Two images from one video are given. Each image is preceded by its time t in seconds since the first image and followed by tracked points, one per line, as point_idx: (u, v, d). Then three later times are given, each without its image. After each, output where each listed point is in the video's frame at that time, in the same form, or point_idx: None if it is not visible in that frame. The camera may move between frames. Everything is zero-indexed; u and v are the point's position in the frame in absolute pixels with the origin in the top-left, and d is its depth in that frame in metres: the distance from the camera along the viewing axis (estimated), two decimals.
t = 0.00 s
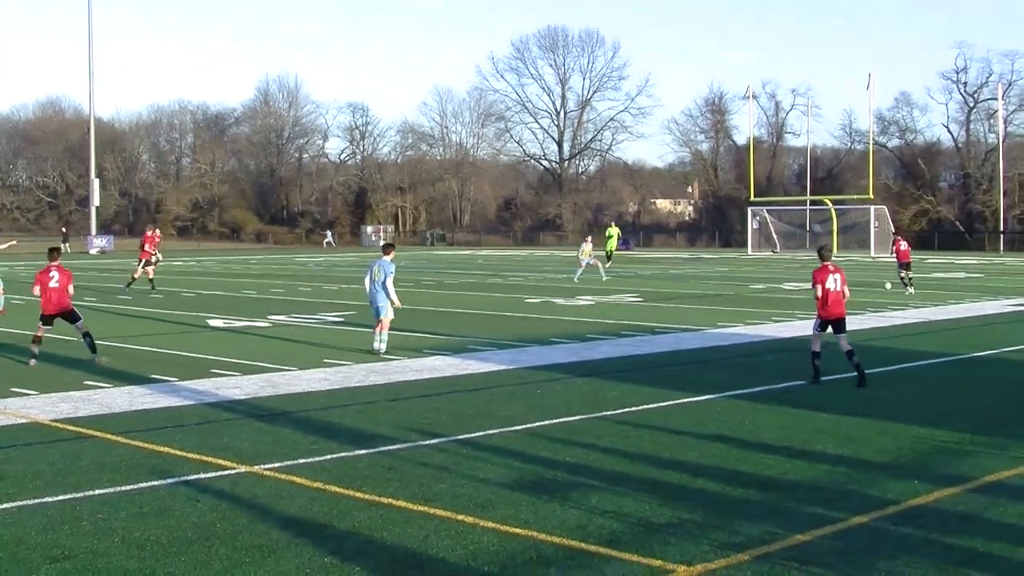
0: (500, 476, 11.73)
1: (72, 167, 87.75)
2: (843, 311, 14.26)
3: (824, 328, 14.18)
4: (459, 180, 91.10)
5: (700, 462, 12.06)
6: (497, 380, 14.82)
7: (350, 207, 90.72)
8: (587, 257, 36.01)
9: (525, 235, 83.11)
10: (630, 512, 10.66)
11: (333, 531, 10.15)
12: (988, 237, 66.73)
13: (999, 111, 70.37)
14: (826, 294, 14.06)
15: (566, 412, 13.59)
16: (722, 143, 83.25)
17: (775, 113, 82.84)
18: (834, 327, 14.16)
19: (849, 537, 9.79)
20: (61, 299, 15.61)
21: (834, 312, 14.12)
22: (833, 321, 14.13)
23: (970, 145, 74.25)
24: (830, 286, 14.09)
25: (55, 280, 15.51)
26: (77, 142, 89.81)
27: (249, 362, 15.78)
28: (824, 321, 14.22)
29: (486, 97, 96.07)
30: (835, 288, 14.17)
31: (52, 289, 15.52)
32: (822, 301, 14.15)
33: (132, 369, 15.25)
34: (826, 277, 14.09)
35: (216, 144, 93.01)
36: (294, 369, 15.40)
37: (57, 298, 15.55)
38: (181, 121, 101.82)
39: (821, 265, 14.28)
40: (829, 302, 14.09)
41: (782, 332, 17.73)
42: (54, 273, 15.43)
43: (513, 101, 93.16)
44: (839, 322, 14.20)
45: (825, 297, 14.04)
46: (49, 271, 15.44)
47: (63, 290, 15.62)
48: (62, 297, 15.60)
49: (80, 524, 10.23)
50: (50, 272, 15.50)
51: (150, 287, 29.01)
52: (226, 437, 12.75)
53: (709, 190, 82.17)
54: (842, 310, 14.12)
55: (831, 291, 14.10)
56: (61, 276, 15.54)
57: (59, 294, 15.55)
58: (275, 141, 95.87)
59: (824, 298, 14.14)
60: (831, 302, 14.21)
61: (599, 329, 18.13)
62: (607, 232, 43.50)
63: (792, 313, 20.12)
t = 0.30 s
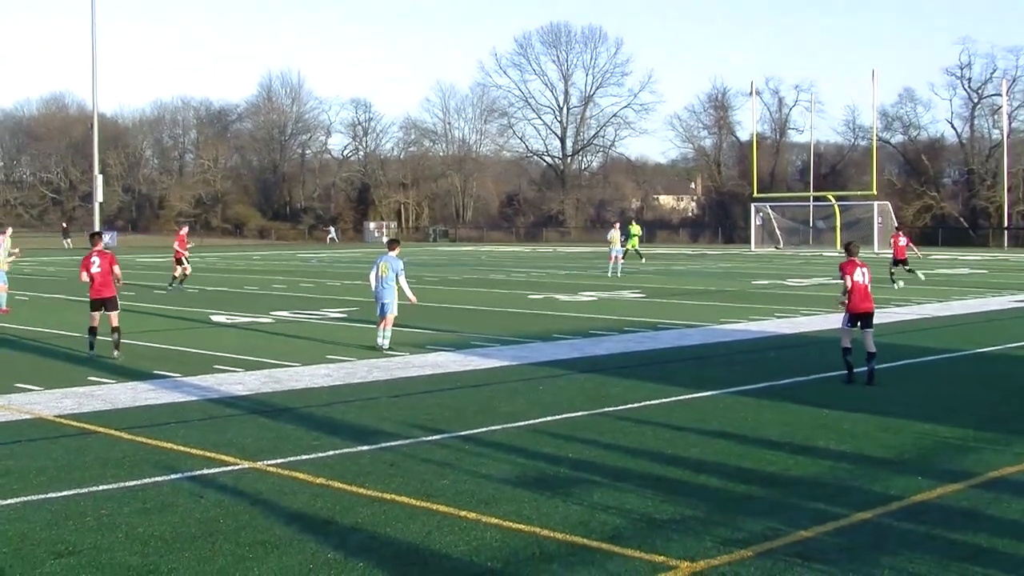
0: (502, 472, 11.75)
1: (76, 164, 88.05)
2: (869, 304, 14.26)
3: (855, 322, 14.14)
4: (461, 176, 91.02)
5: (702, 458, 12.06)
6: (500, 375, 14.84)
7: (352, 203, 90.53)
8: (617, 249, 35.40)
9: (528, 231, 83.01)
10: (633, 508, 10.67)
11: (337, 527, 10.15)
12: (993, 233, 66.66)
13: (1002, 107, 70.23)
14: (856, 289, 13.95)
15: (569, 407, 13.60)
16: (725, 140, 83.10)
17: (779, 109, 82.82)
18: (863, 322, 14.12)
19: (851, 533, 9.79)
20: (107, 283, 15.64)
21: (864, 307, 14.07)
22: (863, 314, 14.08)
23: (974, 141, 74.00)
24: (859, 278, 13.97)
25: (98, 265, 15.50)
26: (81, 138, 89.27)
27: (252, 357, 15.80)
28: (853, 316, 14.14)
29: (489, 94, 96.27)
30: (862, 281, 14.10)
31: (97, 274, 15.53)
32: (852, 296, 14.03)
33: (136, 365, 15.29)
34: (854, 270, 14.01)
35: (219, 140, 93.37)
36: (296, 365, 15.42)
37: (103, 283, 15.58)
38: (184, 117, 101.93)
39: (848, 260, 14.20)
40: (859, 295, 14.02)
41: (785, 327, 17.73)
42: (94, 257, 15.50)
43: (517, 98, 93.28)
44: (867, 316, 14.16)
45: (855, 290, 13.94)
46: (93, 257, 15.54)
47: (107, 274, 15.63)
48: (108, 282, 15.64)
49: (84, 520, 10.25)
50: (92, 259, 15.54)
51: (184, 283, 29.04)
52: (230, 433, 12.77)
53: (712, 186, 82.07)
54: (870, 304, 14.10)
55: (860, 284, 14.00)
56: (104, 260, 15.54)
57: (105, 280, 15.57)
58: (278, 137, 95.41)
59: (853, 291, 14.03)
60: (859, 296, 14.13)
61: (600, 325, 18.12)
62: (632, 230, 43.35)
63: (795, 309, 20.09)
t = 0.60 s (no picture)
0: (501, 468, 11.90)
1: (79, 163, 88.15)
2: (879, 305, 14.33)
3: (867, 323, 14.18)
4: (460, 175, 91.32)
5: (699, 454, 12.21)
6: (499, 372, 14.99)
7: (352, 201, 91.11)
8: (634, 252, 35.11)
9: (526, 230, 83.35)
10: (630, 503, 10.81)
11: (338, 522, 10.30)
12: (985, 231, 66.98)
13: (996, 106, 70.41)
14: (858, 288, 14.15)
15: (567, 404, 13.74)
16: (722, 138, 83.38)
17: (774, 109, 83.25)
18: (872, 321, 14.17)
19: (844, 528, 9.95)
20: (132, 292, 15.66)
21: (872, 306, 14.16)
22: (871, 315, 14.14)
23: (967, 141, 74.54)
24: (862, 279, 14.19)
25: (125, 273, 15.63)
26: (83, 137, 89.81)
27: (253, 355, 15.93)
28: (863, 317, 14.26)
29: (487, 94, 96.54)
30: (868, 283, 14.26)
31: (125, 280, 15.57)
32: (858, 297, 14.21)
33: (138, 361, 15.43)
34: (857, 272, 14.23)
35: (221, 139, 93.64)
36: (296, 362, 15.54)
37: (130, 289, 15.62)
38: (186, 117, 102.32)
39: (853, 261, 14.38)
40: (865, 295, 14.16)
41: (781, 326, 17.87)
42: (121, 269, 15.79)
43: (515, 98, 93.47)
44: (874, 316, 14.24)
45: (857, 291, 14.14)
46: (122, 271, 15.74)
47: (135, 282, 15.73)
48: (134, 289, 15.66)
49: (87, 515, 10.40)
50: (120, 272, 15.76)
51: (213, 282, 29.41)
52: (231, 430, 12.91)
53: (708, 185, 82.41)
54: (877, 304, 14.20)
55: (864, 284, 14.18)
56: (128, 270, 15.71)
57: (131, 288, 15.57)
58: (279, 136, 96.14)
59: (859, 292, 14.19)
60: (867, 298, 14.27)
61: (598, 323, 18.25)
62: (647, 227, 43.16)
63: (790, 307, 20.24)
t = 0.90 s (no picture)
0: (523, 466, 12.14)
1: (111, 166, 89.20)
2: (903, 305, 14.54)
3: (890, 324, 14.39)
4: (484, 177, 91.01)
5: (718, 452, 12.43)
6: (521, 371, 15.24)
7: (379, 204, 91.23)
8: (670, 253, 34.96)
9: (549, 231, 83.87)
10: (651, 500, 11.05)
11: (365, 518, 10.55)
12: (1000, 233, 67.10)
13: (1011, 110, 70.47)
14: (883, 290, 14.34)
15: (588, 403, 13.97)
16: (741, 142, 83.86)
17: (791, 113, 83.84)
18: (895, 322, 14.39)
19: (861, 525, 10.15)
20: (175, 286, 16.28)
21: (895, 307, 14.37)
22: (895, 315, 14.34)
23: (981, 144, 74.66)
24: (887, 280, 14.37)
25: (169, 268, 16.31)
26: (117, 142, 90.15)
27: (281, 353, 16.22)
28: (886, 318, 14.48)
29: (509, 98, 97.18)
30: (892, 283, 14.45)
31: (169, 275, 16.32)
32: (881, 298, 14.40)
33: (168, 360, 15.72)
34: (882, 273, 14.41)
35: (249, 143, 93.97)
36: (324, 361, 15.81)
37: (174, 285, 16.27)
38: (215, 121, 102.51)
39: (877, 261, 14.57)
40: (889, 296, 14.36)
41: (799, 325, 18.08)
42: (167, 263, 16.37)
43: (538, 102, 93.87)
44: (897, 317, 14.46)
45: (881, 293, 14.34)
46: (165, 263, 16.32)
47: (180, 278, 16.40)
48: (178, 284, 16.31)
49: (120, 510, 10.67)
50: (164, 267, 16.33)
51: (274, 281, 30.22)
52: (259, 428, 13.17)
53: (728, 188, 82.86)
54: (901, 305, 14.39)
55: (888, 286, 14.37)
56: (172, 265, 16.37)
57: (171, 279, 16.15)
58: (307, 140, 96.67)
59: (882, 293, 14.39)
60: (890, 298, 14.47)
61: (619, 323, 18.48)
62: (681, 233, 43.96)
63: (808, 307, 20.42)
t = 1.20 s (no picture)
0: (571, 464, 12.38)
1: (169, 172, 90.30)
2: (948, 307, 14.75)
3: (934, 326, 14.64)
4: (532, 182, 92.16)
5: (762, 453, 12.63)
6: (568, 372, 15.49)
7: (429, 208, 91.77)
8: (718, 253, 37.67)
9: (596, 234, 84.48)
10: (695, 499, 11.27)
11: (416, 515, 10.81)
12: None
13: None
14: (931, 293, 14.51)
15: (634, 404, 14.20)
16: (785, 147, 82.38)
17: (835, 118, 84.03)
18: (940, 325, 14.64)
19: (904, 525, 10.33)
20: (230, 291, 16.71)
21: (940, 311, 14.60)
22: (941, 319, 14.57)
23: None
24: (936, 284, 14.52)
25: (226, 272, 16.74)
26: (174, 147, 92.47)
27: (333, 354, 16.56)
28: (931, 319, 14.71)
29: (556, 104, 97.75)
30: (940, 286, 14.61)
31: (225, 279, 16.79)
32: (928, 301, 14.61)
33: (224, 360, 16.10)
34: (931, 276, 14.54)
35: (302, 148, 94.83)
36: (375, 361, 16.13)
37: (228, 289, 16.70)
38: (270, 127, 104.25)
39: (927, 264, 14.71)
40: (935, 300, 14.56)
41: (844, 327, 18.23)
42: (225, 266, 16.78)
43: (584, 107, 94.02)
44: (944, 320, 14.68)
45: (929, 295, 14.51)
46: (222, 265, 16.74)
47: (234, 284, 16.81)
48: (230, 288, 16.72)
49: (179, 506, 10.98)
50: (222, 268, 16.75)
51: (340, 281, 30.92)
52: (312, 426, 13.48)
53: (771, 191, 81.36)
54: (948, 308, 14.59)
55: (936, 289, 14.54)
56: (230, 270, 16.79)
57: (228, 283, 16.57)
58: (358, 145, 98.20)
59: (929, 296, 14.57)
60: (936, 300, 14.68)
61: (666, 324, 18.70)
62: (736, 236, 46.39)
63: (855, 309, 20.55)
